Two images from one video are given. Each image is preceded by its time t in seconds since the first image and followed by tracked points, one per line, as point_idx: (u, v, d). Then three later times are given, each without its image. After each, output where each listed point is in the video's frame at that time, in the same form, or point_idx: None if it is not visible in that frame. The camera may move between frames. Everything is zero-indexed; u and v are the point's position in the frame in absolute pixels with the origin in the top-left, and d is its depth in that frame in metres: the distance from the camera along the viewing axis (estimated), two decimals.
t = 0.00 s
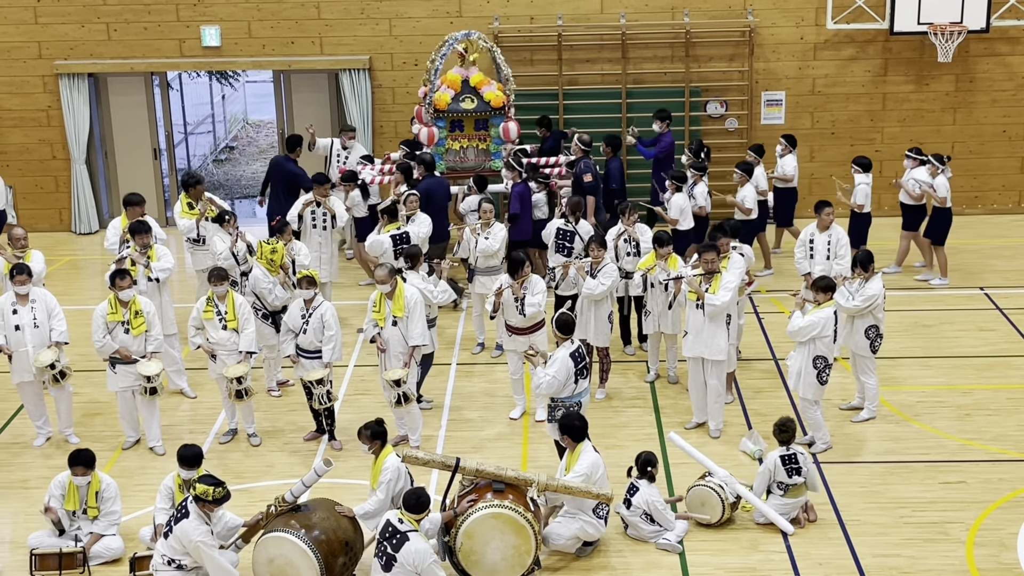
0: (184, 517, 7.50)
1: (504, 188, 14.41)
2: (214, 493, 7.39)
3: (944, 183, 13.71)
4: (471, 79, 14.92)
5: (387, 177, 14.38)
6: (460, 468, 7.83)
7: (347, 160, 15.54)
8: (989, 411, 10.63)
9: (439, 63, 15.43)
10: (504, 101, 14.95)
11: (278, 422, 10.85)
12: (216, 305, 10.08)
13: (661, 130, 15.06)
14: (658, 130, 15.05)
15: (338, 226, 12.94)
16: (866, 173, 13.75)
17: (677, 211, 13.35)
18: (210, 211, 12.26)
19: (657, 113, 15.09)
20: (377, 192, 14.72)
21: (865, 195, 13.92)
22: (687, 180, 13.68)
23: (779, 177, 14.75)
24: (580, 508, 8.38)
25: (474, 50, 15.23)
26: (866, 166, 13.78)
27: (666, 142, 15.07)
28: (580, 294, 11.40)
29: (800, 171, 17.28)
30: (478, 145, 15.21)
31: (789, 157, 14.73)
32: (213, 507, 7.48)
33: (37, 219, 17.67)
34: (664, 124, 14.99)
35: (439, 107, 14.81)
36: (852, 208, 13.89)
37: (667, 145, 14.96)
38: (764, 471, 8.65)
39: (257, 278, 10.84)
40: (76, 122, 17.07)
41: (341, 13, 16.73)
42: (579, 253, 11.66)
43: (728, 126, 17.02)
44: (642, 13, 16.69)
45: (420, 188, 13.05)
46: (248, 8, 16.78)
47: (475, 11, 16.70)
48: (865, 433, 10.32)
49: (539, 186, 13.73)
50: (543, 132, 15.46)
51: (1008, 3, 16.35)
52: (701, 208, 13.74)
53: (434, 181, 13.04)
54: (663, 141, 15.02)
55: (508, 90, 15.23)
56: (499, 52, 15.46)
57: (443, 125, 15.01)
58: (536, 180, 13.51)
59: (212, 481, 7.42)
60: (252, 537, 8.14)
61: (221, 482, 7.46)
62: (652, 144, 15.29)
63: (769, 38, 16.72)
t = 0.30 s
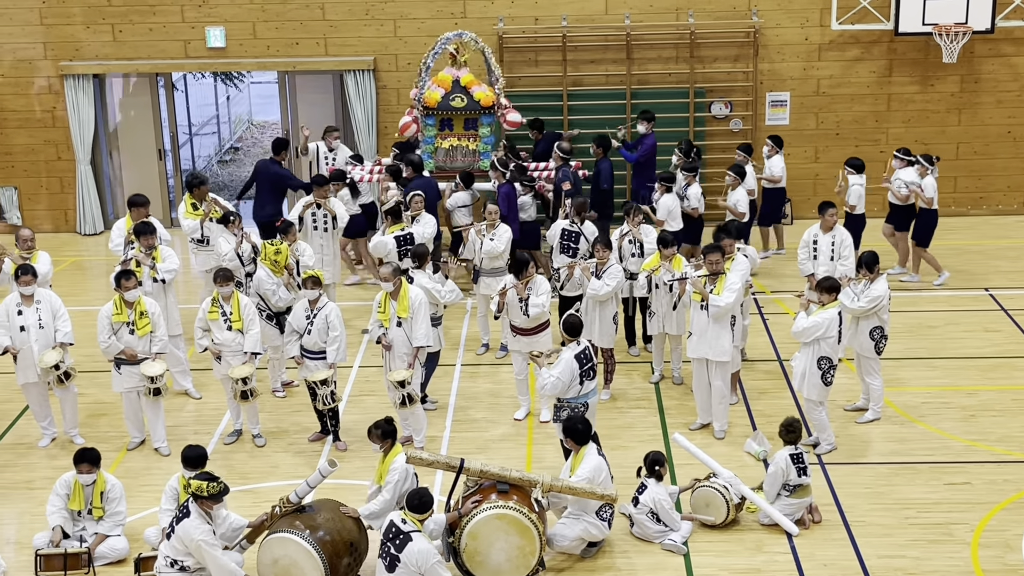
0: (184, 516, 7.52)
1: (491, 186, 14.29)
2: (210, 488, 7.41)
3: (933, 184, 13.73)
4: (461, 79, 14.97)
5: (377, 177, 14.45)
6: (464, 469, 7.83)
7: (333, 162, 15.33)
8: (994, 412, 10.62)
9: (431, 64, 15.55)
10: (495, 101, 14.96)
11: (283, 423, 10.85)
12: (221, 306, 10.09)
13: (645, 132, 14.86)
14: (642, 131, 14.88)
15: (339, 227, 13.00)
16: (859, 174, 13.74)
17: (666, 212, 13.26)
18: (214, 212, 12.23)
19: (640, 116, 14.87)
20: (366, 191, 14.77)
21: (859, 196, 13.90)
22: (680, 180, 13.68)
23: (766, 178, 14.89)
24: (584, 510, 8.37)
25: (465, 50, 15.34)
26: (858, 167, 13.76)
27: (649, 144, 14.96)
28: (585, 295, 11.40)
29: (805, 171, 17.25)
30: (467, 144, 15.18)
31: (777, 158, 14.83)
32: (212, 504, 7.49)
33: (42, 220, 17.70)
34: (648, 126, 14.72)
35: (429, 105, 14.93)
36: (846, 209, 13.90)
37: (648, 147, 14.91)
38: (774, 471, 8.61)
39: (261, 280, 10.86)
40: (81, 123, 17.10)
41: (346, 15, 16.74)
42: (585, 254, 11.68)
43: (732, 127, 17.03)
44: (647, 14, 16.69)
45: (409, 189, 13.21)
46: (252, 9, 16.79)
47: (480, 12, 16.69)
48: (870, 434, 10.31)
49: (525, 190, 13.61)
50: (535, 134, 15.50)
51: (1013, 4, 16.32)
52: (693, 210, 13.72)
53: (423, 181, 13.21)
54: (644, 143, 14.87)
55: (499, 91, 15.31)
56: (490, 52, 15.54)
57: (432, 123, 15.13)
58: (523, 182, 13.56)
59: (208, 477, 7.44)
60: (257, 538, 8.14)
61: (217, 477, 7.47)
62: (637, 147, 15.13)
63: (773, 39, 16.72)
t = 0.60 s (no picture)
0: (185, 515, 7.53)
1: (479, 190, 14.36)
2: (210, 487, 7.41)
3: (923, 182, 13.85)
4: (448, 80, 15.12)
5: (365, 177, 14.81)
6: (470, 469, 7.83)
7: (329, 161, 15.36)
8: (999, 412, 10.60)
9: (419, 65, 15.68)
10: (481, 103, 15.13)
11: (288, 423, 10.86)
12: (227, 306, 10.11)
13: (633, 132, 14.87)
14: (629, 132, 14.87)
15: (340, 228, 13.02)
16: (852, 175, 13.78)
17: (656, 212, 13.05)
18: (219, 212, 12.26)
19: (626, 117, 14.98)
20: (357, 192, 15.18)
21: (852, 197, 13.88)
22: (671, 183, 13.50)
23: (752, 182, 14.86)
24: (589, 511, 8.38)
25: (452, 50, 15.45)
26: (851, 168, 13.89)
27: (637, 145, 14.97)
28: (590, 295, 11.45)
29: (810, 172, 17.25)
30: (455, 146, 15.45)
31: (763, 161, 14.89)
32: (214, 503, 7.48)
33: (49, 220, 17.74)
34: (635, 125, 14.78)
35: (416, 108, 15.12)
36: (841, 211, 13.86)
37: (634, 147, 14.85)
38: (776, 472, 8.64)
39: (266, 280, 10.87)
40: (87, 123, 17.14)
41: (351, 15, 16.74)
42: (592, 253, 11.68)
43: (737, 127, 17.02)
44: (652, 14, 16.67)
45: (393, 190, 13.47)
46: (258, 9, 16.79)
47: (485, 12, 16.70)
48: (875, 435, 10.30)
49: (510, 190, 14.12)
50: (525, 133, 15.54)
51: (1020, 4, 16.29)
52: (684, 211, 13.62)
53: (406, 183, 13.43)
54: (632, 143, 14.87)
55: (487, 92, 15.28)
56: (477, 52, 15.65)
57: (420, 125, 15.32)
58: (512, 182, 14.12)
59: (208, 476, 7.45)
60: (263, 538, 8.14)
61: (217, 476, 7.48)
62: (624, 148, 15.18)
63: (779, 39, 16.71)
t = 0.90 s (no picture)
0: (194, 516, 7.55)
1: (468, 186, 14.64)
2: (221, 489, 7.42)
3: (916, 183, 13.84)
4: (439, 79, 14.96)
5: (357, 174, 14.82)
6: (476, 469, 7.83)
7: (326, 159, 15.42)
8: (1006, 413, 10.58)
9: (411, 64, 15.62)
10: (472, 100, 14.96)
11: (294, 424, 10.87)
12: (233, 306, 10.10)
13: (622, 131, 14.96)
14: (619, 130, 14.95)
15: (343, 228, 13.02)
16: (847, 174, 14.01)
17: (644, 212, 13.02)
18: (226, 212, 12.31)
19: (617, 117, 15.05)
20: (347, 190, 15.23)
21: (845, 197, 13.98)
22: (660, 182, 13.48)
23: (743, 181, 14.84)
24: (596, 512, 8.37)
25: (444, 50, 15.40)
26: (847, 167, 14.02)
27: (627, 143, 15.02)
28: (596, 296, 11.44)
29: (817, 172, 17.22)
30: (445, 144, 15.18)
31: (753, 160, 14.88)
32: (222, 505, 7.50)
33: (56, 220, 17.76)
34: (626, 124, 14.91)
35: (407, 104, 14.89)
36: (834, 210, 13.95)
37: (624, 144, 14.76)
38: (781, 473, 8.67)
39: (272, 280, 10.84)
40: (94, 124, 17.17)
41: (358, 15, 16.75)
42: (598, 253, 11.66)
43: (744, 128, 17.02)
44: (658, 14, 16.66)
45: (381, 189, 13.55)
46: (265, 10, 16.80)
47: (491, 12, 16.70)
48: (882, 435, 10.28)
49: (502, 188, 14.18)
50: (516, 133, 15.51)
51: None
52: (677, 211, 13.44)
53: (394, 182, 13.49)
54: (621, 141, 14.88)
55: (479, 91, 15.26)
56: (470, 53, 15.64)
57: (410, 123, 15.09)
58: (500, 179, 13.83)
59: (218, 478, 7.45)
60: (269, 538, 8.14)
61: (226, 478, 7.49)
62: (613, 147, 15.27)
63: (785, 39, 16.70)
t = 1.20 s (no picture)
0: (205, 516, 7.56)
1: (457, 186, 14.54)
2: (233, 489, 7.43)
3: (911, 182, 13.89)
4: (428, 80, 14.91)
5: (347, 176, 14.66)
6: (482, 470, 7.84)
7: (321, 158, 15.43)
8: (1014, 413, 10.56)
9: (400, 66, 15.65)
10: (461, 103, 14.93)
11: (301, 423, 10.88)
12: (239, 306, 10.13)
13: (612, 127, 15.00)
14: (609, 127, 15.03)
15: (348, 228, 13.05)
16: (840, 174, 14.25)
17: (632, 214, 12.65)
18: (233, 212, 12.31)
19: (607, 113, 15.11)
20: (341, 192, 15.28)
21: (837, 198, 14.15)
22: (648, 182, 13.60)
23: (733, 180, 14.81)
24: (603, 512, 8.39)
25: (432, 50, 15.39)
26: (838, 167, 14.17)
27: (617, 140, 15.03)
28: (602, 296, 11.42)
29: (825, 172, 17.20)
30: (436, 145, 15.21)
31: (744, 160, 14.82)
32: (233, 504, 7.51)
33: (64, 221, 17.80)
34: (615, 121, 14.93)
35: (396, 108, 14.83)
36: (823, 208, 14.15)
37: (614, 141, 14.79)
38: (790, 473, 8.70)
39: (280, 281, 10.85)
40: (101, 124, 17.22)
41: (365, 16, 16.75)
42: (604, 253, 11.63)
43: (751, 127, 17.00)
44: (665, 14, 16.66)
45: (370, 190, 13.60)
46: (273, 10, 16.82)
47: (498, 12, 16.72)
48: (889, 435, 10.27)
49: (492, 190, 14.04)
50: (508, 131, 15.55)
51: None
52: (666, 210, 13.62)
53: (383, 183, 13.57)
54: (611, 138, 14.94)
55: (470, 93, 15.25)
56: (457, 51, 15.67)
57: (400, 126, 15.07)
58: (491, 181, 13.97)
59: (230, 478, 7.45)
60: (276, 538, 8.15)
61: (239, 479, 7.49)
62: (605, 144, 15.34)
63: (793, 39, 16.69)
